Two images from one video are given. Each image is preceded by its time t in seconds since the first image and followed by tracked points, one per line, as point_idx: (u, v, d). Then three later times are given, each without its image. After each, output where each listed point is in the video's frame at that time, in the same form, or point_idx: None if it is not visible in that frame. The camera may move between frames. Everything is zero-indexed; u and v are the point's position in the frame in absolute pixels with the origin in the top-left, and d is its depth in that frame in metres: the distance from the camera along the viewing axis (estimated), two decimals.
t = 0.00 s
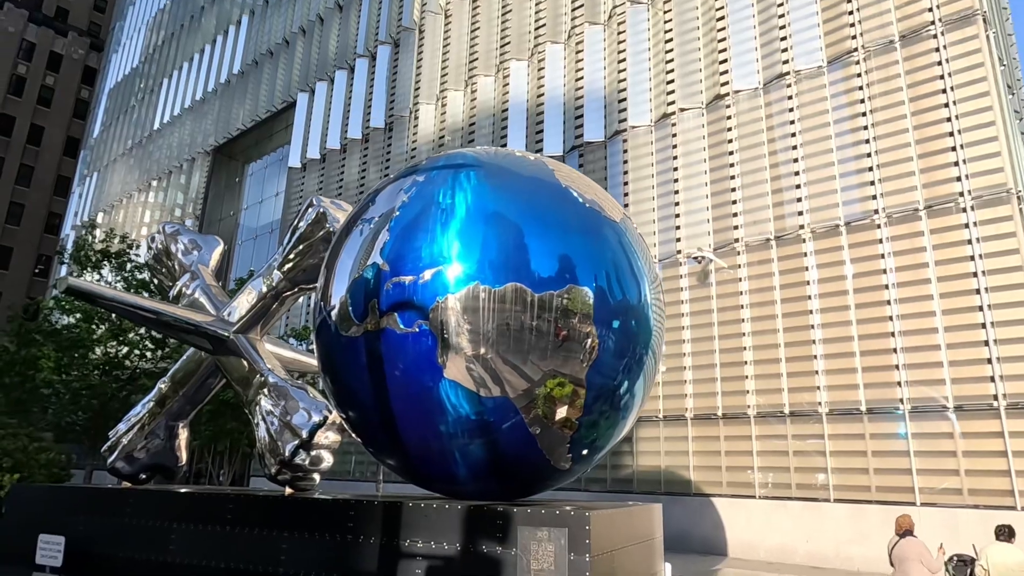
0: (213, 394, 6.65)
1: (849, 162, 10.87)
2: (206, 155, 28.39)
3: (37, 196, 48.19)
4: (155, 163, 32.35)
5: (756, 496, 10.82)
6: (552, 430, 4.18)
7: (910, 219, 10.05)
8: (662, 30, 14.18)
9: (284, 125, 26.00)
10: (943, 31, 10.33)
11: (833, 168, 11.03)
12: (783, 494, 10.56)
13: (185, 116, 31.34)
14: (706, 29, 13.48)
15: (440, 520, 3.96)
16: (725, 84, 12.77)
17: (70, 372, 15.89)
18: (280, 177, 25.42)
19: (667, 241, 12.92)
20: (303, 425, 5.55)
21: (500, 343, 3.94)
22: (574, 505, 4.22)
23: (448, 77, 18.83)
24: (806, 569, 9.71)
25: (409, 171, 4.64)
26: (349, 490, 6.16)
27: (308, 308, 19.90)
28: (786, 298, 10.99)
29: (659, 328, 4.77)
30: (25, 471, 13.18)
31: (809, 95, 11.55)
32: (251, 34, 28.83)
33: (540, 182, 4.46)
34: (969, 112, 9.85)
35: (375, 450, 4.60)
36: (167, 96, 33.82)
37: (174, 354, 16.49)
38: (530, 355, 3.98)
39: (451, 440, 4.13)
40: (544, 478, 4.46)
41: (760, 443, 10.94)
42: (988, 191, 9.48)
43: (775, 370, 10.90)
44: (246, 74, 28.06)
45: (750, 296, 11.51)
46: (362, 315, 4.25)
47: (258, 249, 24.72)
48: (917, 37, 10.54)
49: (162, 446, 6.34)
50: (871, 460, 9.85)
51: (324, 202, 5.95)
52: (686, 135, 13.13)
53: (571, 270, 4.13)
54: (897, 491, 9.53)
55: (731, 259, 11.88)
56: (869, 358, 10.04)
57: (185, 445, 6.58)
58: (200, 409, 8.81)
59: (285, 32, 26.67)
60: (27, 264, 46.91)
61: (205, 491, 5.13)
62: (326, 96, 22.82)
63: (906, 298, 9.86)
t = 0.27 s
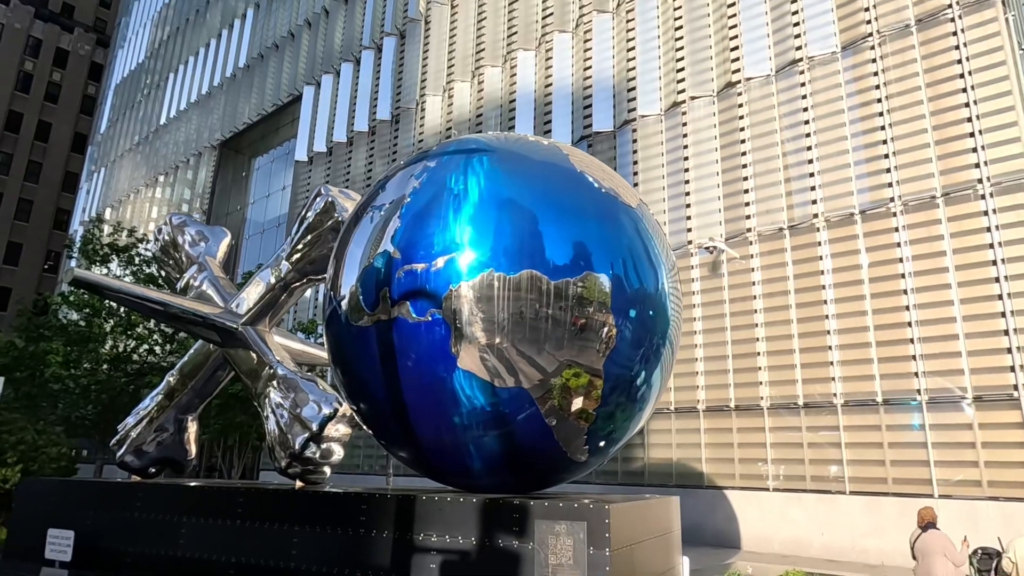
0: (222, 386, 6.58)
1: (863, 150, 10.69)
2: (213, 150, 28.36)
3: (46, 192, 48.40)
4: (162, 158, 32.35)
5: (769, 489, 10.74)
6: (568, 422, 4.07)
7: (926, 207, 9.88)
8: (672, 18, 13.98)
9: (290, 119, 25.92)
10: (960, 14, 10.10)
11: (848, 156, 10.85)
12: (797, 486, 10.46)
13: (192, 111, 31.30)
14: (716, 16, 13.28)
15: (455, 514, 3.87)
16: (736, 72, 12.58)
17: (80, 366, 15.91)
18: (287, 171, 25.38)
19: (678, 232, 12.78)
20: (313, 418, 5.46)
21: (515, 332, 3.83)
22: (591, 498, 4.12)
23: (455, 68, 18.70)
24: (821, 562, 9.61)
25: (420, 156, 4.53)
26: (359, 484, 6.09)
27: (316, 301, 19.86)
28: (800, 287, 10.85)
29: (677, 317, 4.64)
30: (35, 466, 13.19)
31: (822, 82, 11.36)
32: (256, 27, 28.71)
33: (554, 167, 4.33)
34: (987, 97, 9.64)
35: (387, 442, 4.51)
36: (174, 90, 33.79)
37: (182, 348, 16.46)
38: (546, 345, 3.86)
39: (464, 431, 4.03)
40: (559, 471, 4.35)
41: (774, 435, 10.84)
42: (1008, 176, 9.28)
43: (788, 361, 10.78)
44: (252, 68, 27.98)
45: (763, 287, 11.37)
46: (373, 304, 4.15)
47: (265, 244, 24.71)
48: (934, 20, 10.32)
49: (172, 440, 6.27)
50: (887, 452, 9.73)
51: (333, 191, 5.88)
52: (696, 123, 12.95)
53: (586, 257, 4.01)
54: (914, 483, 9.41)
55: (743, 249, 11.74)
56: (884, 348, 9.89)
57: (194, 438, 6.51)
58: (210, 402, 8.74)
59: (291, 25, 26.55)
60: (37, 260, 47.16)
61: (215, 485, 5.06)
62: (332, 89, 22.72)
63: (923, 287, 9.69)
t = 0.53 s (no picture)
0: (227, 382, 6.51)
1: (875, 140, 10.54)
2: (217, 145, 28.30)
3: (51, 189, 48.48)
4: (166, 154, 32.31)
5: (779, 483, 10.66)
6: (581, 417, 3.96)
7: (939, 197, 9.74)
8: (679, 7, 13.81)
9: (294, 113, 25.83)
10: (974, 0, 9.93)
11: (859, 146, 10.71)
12: (808, 480, 10.38)
13: (195, 106, 31.23)
14: (724, 5, 13.11)
15: (466, 511, 3.78)
16: (744, 62, 12.43)
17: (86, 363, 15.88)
18: (291, 166, 25.31)
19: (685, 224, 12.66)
20: (319, 413, 5.37)
21: (526, 324, 3.72)
22: (605, 494, 4.02)
23: (459, 61, 18.59)
24: (833, 557, 9.54)
25: (428, 145, 4.41)
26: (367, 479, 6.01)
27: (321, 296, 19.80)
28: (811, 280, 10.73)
29: (691, 309, 4.53)
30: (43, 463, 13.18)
31: (832, 71, 11.20)
32: (259, 21, 28.58)
33: (564, 155, 4.22)
34: (1002, 84, 9.49)
35: (395, 438, 4.41)
36: (177, 86, 33.71)
37: (188, 344, 16.41)
38: (558, 338, 3.76)
39: (474, 426, 3.93)
40: (571, 467, 4.25)
41: (784, 429, 10.75)
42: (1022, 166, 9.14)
43: (799, 354, 10.68)
44: (255, 63, 27.87)
45: (773, 279, 11.27)
46: (380, 297, 4.04)
47: (270, 239, 24.65)
48: (947, 7, 10.15)
49: (178, 436, 6.22)
50: (900, 446, 9.63)
51: (338, 183, 5.83)
52: (704, 114, 12.80)
53: (598, 247, 3.89)
54: (927, 477, 9.32)
55: (752, 242, 11.64)
56: (897, 341, 9.78)
57: (199, 434, 6.46)
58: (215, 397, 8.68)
59: (294, 19, 26.42)
60: (43, 257, 47.28)
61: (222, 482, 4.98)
62: (336, 83, 22.62)
63: (936, 279, 9.57)
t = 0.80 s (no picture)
0: (232, 379, 6.41)
1: (884, 132, 10.43)
2: (219, 142, 28.22)
3: (54, 186, 48.50)
4: (169, 151, 32.25)
5: (788, 479, 10.60)
6: (595, 414, 3.88)
7: (951, 189, 9.65)
8: None
9: (296, 110, 25.74)
10: None
11: (868, 138, 10.59)
12: (817, 476, 10.31)
13: (198, 103, 31.15)
14: None
15: (479, 509, 3.71)
16: (751, 54, 12.30)
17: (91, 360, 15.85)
18: (293, 162, 25.22)
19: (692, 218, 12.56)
20: (326, 411, 5.29)
21: (538, 320, 3.63)
22: (619, 493, 3.94)
23: (462, 55, 18.50)
24: (843, 554, 9.51)
25: (436, 136, 4.32)
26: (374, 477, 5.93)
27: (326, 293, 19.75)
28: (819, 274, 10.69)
29: (706, 304, 4.43)
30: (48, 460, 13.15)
31: (841, 62, 11.08)
32: (261, 17, 28.48)
33: (575, 146, 4.12)
34: (1014, 75, 9.38)
35: (404, 435, 4.33)
36: (179, 83, 33.62)
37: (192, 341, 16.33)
38: (570, 333, 3.67)
39: (486, 423, 3.85)
40: (583, 464, 4.16)
41: (793, 424, 10.70)
42: None
43: (808, 349, 10.61)
44: (257, 59, 27.77)
45: (781, 274, 11.20)
46: (389, 291, 3.95)
47: (273, 236, 24.58)
48: None
49: (183, 433, 6.12)
50: (911, 441, 9.55)
51: (343, 176, 5.71)
52: (710, 108, 12.67)
53: (610, 240, 3.80)
54: (938, 473, 9.23)
55: (760, 236, 11.56)
56: (907, 335, 9.71)
57: (205, 431, 6.35)
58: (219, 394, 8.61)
59: (296, 14, 26.32)
60: (47, 255, 47.34)
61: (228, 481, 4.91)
62: (338, 78, 22.52)
63: (948, 273, 9.49)
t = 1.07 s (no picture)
0: (240, 377, 6.32)
1: (896, 126, 10.38)
2: (223, 141, 28.17)
3: (58, 186, 48.51)
4: (172, 150, 32.21)
5: (799, 477, 10.58)
6: (613, 412, 3.79)
7: (963, 183, 9.63)
8: None
9: (299, 108, 25.68)
10: None
11: (879, 132, 10.53)
12: (829, 475, 10.30)
13: (200, 102, 31.10)
14: None
15: (496, 510, 3.63)
16: (760, 48, 12.23)
17: (96, 359, 15.80)
18: (297, 160, 25.15)
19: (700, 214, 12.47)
20: (337, 409, 5.23)
21: (557, 315, 3.55)
22: (639, 493, 3.86)
23: (466, 52, 18.43)
24: (855, 552, 9.50)
25: (449, 129, 4.23)
26: (384, 476, 5.86)
27: (330, 292, 19.71)
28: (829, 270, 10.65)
29: (725, 300, 4.33)
30: (54, 460, 13.11)
31: (851, 56, 11.00)
32: (263, 15, 28.39)
33: (592, 138, 4.03)
34: None
35: (417, 434, 4.25)
36: (182, 82, 33.56)
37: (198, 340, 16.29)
38: (589, 330, 3.59)
39: (503, 422, 3.76)
40: (600, 464, 4.07)
41: (804, 422, 10.67)
42: None
43: (819, 346, 10.59)
44: (260, 57, 27.69)
45: (792, 271, 11.16)
46: (404, 287, 3.86)
47: (277, 234, 24.51)
48: None
49: (191, 432, 6.05)
50: (924, 439, 9.57)
51: (352, 171, 5.63)
52: (718, 103, 12.61)
53: (628, 234, 3.71)
54: (952, 470, 9.26)
55: (770, 232, 11.52)
56: (919, 331, 9.69)
57: (213, 431, 6.27)
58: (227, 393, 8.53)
59: (299, 12, 26.24)
60: (50, 255, 47.39)
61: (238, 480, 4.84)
62: (342, 76, 22.45)
63: (961, 268, 9.48)
